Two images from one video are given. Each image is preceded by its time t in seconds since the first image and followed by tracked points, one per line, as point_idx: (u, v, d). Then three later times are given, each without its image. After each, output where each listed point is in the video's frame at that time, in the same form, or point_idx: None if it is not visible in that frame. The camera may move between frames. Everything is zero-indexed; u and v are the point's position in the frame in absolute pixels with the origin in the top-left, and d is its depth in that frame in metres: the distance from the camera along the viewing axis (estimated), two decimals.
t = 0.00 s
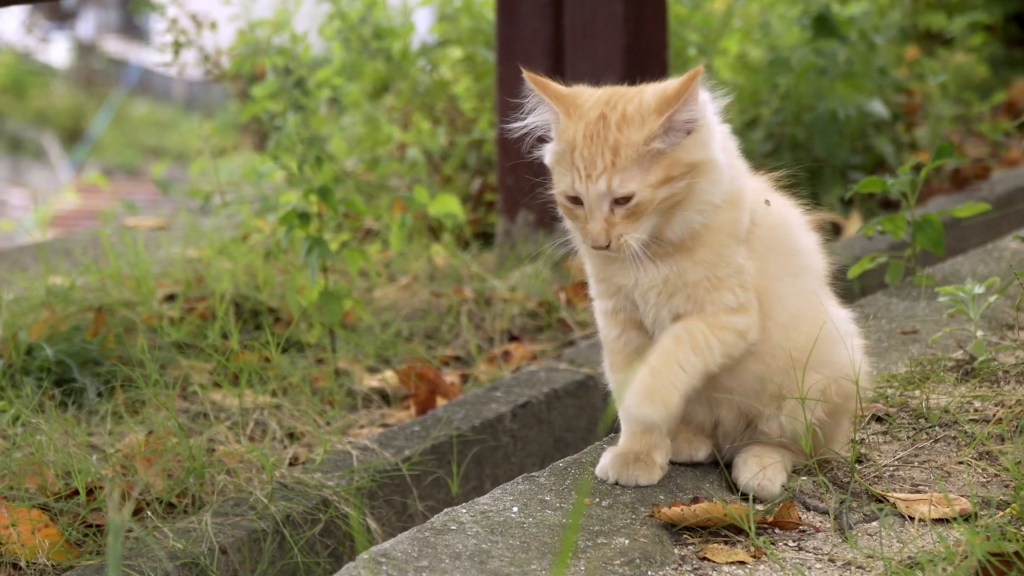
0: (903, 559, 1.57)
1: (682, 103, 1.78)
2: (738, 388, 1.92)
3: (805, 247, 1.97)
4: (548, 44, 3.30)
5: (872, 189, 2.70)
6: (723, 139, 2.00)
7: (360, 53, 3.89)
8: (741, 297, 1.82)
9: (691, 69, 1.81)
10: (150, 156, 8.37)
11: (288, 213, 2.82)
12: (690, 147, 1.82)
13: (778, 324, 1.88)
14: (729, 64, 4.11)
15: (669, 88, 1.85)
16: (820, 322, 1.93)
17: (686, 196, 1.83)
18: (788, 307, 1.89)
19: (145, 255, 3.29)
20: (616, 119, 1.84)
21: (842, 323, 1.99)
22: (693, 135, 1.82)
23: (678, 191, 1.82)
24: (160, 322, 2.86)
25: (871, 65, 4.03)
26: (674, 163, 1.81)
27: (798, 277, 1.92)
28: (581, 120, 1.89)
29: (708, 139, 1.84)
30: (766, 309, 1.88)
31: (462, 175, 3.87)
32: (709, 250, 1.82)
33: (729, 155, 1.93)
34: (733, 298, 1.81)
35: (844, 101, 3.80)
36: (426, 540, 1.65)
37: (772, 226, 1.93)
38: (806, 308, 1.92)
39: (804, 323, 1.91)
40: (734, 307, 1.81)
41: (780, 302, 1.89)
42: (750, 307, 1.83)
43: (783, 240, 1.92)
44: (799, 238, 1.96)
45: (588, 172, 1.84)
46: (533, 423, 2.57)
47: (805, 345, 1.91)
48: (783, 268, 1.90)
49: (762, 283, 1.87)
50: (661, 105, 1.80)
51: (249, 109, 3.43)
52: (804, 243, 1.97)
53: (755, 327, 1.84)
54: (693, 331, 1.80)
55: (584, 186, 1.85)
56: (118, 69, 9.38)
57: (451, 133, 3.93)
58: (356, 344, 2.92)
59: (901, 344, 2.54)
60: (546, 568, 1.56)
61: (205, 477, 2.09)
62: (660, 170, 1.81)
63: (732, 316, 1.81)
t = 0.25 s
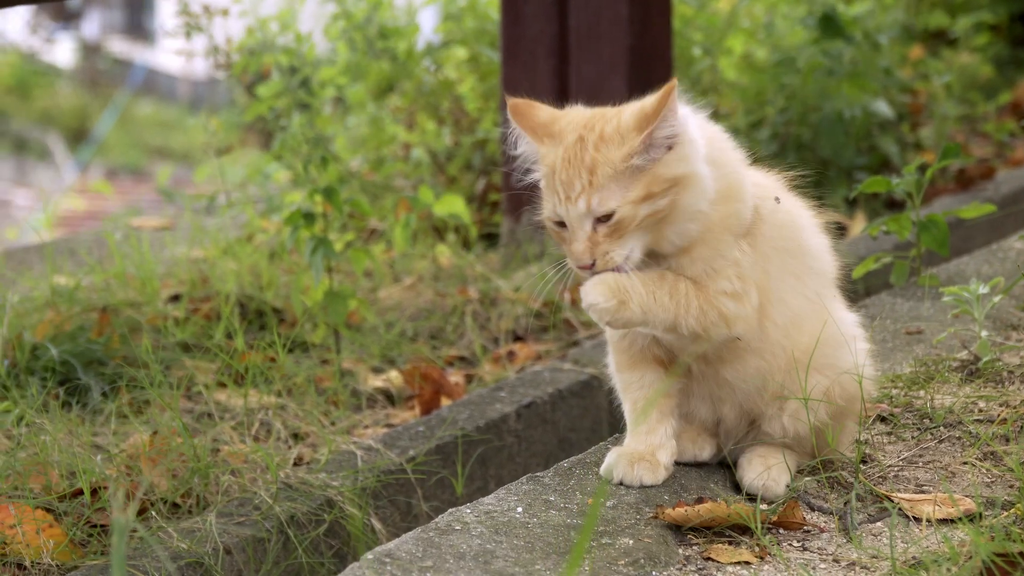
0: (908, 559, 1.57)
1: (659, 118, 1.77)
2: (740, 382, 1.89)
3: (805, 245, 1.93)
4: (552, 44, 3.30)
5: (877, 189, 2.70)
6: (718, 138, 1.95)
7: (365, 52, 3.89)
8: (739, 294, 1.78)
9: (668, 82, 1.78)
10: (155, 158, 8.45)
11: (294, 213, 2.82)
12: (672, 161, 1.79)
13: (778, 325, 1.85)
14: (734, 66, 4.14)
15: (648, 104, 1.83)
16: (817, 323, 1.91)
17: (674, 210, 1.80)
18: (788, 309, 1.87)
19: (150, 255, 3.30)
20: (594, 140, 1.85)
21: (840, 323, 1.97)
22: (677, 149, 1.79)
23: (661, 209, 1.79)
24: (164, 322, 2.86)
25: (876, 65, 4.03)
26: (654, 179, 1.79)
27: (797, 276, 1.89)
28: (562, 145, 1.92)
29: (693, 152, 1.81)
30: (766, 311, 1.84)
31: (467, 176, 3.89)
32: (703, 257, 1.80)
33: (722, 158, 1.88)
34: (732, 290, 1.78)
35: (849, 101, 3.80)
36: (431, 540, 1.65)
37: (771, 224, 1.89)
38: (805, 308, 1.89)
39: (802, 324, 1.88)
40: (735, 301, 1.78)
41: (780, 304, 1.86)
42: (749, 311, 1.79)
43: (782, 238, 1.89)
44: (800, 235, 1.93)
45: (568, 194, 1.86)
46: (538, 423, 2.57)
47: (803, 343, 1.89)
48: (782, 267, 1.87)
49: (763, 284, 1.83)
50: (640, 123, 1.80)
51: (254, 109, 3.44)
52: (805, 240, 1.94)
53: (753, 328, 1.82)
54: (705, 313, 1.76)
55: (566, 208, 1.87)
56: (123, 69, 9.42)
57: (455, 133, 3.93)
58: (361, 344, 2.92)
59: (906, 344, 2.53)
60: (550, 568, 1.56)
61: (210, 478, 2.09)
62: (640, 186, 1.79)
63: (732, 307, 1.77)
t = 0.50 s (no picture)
0: (910, 559, 1.57)
1: (655, 164, 1.67)
2: (739, 380, 1.88)
3: (801, 239, 1.93)
4: (554, 44, 3.30)
5: (879, 189, 2.70)
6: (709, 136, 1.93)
7: (367, 52, 3.89)
8: (736, 291, 1.78)
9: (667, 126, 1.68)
10: (158, 157, 8.49)
11: (296, 212, 2.83)
12: (664, 201, 1.72)
13: (774, 321, 1.85)
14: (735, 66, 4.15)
15: (643, 142, 1.72)
16: (815, 320, 1.90)
17: (666, 241, 1.75)
18: (785, 304, 1.87)
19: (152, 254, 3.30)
20: (583, 179, 1.75)
21: (838, 319, 1.96)
22: (671, 189, 1.72)
23: (651, 243, 1.74)
24: (166, 322, 2.86)
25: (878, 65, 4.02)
26: (645, 218, 1.72)
27: (793, 271, 1.89)
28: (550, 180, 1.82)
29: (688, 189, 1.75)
30: (761, 306, 1.84)
31: (468, 175, 3.86)
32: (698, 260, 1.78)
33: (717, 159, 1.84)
34: (729, 288, 1.78)
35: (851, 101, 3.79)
36: (433, 540, 1.65)
37: (766, 221, 1.88)
38: (803, 303, 1.89)
39: (799, 319, 1.88)
40: (734, 296, 1.78)
41: (776, 299, 1.86)
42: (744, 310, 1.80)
43: (777, 233, 1.89)
44: (794, 230, 1.92)
45: (557, 236, 1.78)
46: (540, 422, 2.57)
47: (802, 340, 1.88)
48: (777, 263, 1.87)
49: (759, 280, 1.83)
50: (634, 165, 1.70)
51: (256, 109, 3.44)
52: (800, 235, 1.93)
53: (750, 324, 1.82)
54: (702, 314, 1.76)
55: (555, 248, 1.80)
56: (125, 69, 9.44)
57: (457, 133, 3.93)
58: (363, 343, 2.92)
59: (908, 344, 2.53)
60: (553, 568, 1.56)
61: (212, 477, 2.09)
62: (630, 224, 1.73)
63: (729, 303, 1.77)
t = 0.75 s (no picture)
0: (911, 559, 1.57)
1: (645, 141, 1.72)
2: (737, 380, 1.89)
3: (798, 241, 1.92)
4: (555, 44, 3.30)
5: (880, 189, 2.70)
6: (704, 138, 1.94)
7: (367, 52, 3.89)
8: (724, 297, 1.77)
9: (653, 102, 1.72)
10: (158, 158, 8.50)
11: (297, 212, 2.83)
12: (664, 170, 1.77)
13: (771, 322, 1.85)
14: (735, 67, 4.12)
15: (632, 120, 1.77)
16: (813, 321, 1.89)
17: (673, 211, 1.79)
18: (782, 305, 1.87)
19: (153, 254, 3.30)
20: (579, 163, 1.81)
21: (837, 319, 1.95)
22: (668, 160, 1.77)
23: (660, 214, 1.78)
24: (167, 322, 2.87)
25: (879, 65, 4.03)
26: (648, 191, 1.77)
27: (789, 272, 1.89)
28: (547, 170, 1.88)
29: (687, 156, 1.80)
30: (759, 307, 1.84)
31: (469, 175, 3.84)
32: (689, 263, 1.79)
33: (710, 158, 1.87)
34: (716, 294, 1.77)
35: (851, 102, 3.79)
36: (434, 540, 1.65)
37: (761, 222, 1.88)
38: (801, 304, 1.89)
39: (797, 321, 1.88)
40: (717, 305, 1.76)
41: (773, 300, 1.86)
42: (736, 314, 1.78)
43: (773, 235, 1.89)
44: (792, 231, 1.92)
45: (568, 223, 1.84)
46: (541, 422, 2.57)
47: (799, 342, 1.87)
48: (774, 264, 1.87)
49: (753, 283, 1.82)
50: (628, 143, 1.75)
51: (257, 109, 3.44)
52: (797, 235, 1.93)
53: (744, 327, 1.81)
54: (685, 321, 1.75)
55: (567, 235, 1.85)
56: (126, 69, 9.45)
57: (458, 133, 3.93)
58: (364, 343, 2.92)
59: (909, 343, 2.53)
60: (553, 568, 1.56)
61: (213, 477, 2.09)
62: (636, 201, 1.77)
63: (713, 310, 1.76)
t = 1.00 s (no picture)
0: (911, 558, 1.57)
1: (649, 149, 1.72)
2: (739, 381, 1.88)
3: (803, 240, 1.92)
4: (556, 44, 3.30)
5: (880, 189, 2.69)
6: (709, 141, 1.92)
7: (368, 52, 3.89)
8: (734, 298, 1.77)
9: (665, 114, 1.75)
10: (158, 157, 8.49)
11: (296, 212, 2.83)
12: (653, 190, 1.74)
13: (776, 324, 1.84)
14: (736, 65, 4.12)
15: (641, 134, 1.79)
16: (816, 320, 1.90)
17: (652, 235, 1.75)
18: (788, 304, 1.85)
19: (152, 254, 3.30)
20: (576, 161, 1.83)
21: (839, 319, 1.95)
22: (661, 180, 1.75)
23: (635, 234, 1.74)
24: (167, 322, 2.87)
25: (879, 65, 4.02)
26: (630, 206, 1.73)
27: (796, 272, 1.88)
28: (546, 169, 1.90)
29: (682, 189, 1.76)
30: (765, 309, 1.83)
31: (469, 174, 3.85)
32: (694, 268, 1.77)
33: (715, 164, 1.84)
34: (727, 296, 1.76)
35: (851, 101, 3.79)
36: (433, 539, 1.65)
37: (768, 221, 1.87)
38: (806, 304, 1.88)
39: (801, 319, 1.87)
40: (728, 306, 1.76)
41: (779, 299, 1.84)
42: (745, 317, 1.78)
43: (779, 234, 1.88)
44: (798, 231, 1.92)
45: (541, 211, 1.83)
46: (540, 422, 2.57)
47: (804, 342, 1.87)
48: (780, 264, 1.86)
49: (760, 284, 1.82)
50: (628, 151, 1.76)
51: (257, 109, 3.44)
52: (803, 235, 1.92)
53: (751, 330, 1.81)
54: (699, 321, 1.75)
55: (537, 222, 1.83)
56: (126, 69, 9.44)
57: (458, 133, 3.93)
58: (364, 343, 2.92)
59: (908, 343, 2.53)
60: (553, 567, 1.56)
61: (213, 477, 2.09)
62: (614, 209, 1.74)
63: (726, 311, 1.76)
